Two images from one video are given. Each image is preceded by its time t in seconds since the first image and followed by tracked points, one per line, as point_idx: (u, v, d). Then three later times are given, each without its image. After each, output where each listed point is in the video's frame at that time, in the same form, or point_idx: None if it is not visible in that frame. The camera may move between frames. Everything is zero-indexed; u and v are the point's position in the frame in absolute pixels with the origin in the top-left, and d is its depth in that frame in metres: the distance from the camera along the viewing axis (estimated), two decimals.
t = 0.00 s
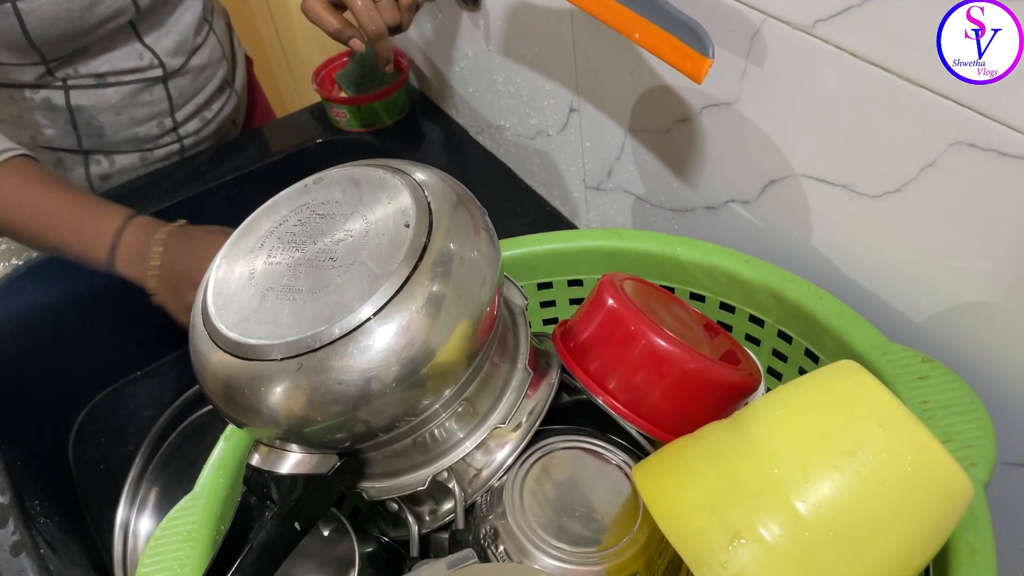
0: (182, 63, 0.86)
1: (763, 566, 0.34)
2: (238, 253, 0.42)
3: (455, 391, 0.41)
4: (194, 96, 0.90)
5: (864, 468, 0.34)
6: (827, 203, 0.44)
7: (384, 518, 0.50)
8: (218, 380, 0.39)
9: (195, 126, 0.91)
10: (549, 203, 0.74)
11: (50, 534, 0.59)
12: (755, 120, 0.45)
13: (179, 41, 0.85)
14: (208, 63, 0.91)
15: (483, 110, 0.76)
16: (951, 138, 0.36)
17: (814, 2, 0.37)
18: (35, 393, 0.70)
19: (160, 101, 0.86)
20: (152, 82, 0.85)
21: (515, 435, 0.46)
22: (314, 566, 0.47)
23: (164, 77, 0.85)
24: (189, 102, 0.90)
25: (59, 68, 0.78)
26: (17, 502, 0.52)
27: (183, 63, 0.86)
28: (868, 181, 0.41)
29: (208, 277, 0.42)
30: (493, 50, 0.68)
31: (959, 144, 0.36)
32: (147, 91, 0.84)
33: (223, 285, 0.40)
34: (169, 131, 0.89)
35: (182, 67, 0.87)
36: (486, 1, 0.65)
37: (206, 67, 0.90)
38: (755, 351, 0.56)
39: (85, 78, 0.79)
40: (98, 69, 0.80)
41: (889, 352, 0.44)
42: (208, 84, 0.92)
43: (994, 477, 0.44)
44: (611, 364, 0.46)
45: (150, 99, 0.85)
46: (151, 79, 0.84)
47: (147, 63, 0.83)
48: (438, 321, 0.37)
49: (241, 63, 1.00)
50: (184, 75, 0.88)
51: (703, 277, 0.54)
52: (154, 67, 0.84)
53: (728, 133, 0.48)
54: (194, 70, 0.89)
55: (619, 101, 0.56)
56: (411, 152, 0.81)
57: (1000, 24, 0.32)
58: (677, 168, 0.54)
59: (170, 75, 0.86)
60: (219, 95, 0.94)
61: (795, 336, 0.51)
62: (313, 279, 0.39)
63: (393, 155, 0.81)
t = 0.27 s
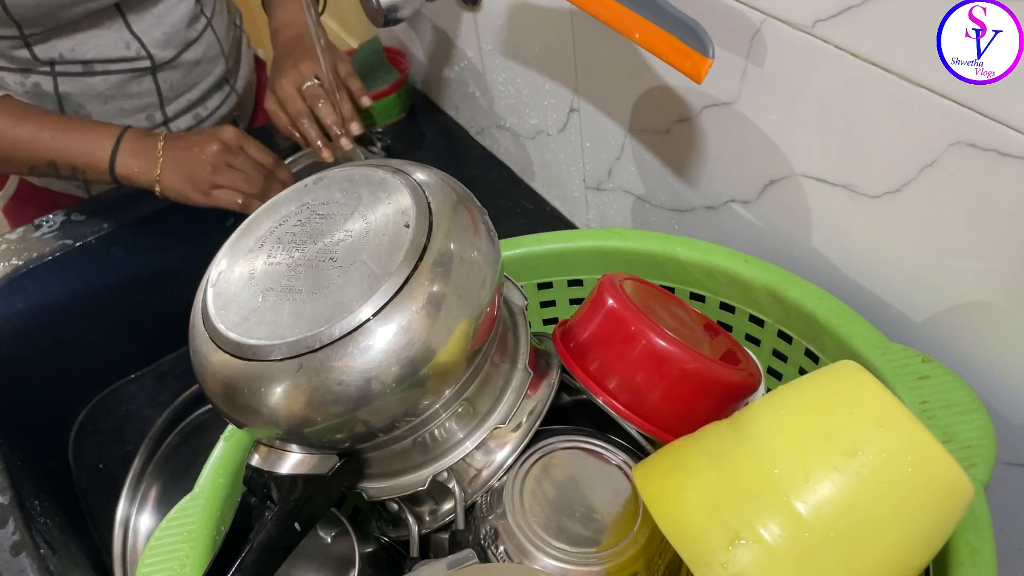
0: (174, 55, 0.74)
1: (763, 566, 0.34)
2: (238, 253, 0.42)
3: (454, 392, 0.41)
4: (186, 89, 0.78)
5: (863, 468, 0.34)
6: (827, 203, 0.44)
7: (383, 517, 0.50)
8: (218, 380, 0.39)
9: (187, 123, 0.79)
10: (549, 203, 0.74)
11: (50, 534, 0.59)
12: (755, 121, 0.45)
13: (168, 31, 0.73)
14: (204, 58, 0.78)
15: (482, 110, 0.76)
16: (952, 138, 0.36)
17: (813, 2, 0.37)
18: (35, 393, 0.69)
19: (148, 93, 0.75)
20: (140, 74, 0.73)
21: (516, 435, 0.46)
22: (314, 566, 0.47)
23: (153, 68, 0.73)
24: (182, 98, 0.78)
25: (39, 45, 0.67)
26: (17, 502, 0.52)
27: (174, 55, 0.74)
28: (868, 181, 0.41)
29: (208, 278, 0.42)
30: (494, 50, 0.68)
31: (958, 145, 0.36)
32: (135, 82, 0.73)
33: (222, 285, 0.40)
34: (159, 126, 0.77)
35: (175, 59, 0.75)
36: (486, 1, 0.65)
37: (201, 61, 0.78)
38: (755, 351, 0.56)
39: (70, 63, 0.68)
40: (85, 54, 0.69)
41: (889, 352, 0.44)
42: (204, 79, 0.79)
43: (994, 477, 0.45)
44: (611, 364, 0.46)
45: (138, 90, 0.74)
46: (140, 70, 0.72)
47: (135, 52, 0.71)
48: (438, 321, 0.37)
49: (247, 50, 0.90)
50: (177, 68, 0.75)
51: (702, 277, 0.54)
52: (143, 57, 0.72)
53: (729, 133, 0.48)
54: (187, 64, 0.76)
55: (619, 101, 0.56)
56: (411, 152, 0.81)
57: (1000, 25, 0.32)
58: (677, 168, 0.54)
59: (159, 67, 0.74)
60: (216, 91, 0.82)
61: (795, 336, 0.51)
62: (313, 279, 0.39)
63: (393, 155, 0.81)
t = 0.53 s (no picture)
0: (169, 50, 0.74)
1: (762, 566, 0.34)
2: (238, 253, 0.42)
3: (454, 392, 0.41)
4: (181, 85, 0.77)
5: (863, 468, 0.34)
6: (826, 203, 0.44)
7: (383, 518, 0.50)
8: (218, 380, 0.38)
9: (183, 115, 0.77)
10: (549, 203, 0.74)
11: (51, 534, 0.59)
12: (755, 121, 0.45)
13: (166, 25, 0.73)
14: (201, 54, 0.78)
15: (482, 110, 0.76)
16: (952, 138, 0.36)
17: (813, 2, 0.37)
18: (35, 393, 0.69)
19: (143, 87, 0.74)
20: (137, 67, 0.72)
21: (515, 435, 0.46)
22: (314, 566, 0.47)
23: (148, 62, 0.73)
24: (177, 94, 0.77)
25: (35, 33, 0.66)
26: (17, 502, 0.52)
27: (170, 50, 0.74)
28: (868, 181, 0.41)
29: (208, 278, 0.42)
30: (494, 50, 0.68)
31: (959, 145, 0.36)
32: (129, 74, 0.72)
33: (222, 285, 0.40)
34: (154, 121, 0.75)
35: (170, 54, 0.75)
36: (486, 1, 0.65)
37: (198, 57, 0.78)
38: (755, 351, 0.56)
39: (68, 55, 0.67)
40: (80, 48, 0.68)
41: (889, 352, 0.44)
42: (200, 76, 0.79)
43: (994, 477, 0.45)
44: (611, 364, 0.46)
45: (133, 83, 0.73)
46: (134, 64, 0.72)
47: (131, 46, 0.71)
48: (438, 321, 0.37)
49: (245, 50, 0.89)
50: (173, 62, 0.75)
51: (703, 277, 0.54)
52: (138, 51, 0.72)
53: (729, 133, 0.48)
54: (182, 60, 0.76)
55: (620, 101, 0.56)
56: (411, 152, 0.81)
57: (999, 24, 0.32)
58: (677, 168, 0.54)
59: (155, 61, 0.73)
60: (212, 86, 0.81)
61: (795, 336, 0.51)
62: (312, 280, 0.39)
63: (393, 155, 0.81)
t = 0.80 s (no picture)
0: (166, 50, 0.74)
1: (763, 567, 0.34)
2: (238, 253, 0.42)
3: (454, 392, 0.41)
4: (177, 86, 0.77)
5: (863, 469, 0.34)
6: (826, 202, 0.44)
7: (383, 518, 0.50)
8: (218, 380, 0.38)
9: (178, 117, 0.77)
10: (550, 203, 0.74)
11: (50, 534, 0.59)
12: (755, 121, 0.45)
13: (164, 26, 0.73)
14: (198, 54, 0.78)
15: (483, 110, 0.76)
16: (952, 138, 0.36)
17: (813, 2, 0.37)
18: (34, 393, 0.69)
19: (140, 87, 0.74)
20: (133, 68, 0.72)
21: (515, 435, 0.46)
22: (314, 567, 0.47)
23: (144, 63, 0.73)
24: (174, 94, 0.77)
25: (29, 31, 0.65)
26: (16, 502, 0.52)
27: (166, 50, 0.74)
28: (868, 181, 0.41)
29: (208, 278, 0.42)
30: (494, 50, 0.68)
31: (959, 145, 0.36)
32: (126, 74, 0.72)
33: (222, 285, 0.40)
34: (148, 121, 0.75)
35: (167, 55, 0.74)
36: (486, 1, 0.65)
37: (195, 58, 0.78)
38: (755, 351, 0.56)
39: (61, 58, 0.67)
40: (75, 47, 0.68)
41: (889, 352, 0.44)
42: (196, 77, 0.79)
43: (994, 477, 0.45)
44: (611, 364, 0.46)
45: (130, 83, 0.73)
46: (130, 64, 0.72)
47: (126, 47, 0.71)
48: (438, 322, 0.37)
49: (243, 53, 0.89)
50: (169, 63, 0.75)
51: (703, 277, 0.54)
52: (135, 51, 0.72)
53: (729, 133, 0.48)
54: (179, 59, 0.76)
55: (619, 101, 0.56)
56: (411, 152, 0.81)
57: (1004, 30, 0.31)
58: (677, 167, 0.54)
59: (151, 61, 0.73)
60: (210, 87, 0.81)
61: (795, 336, 0.51)
62: (312, 280, 0.39)
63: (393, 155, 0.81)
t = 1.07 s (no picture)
0: (167, 54, 0.73)
1: (763, 567, 0.34)
2: (238, 253, 0.42)
3: (454, 392, 0.41)
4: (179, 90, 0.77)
5: (863, 469, 0.34)
6: (826, 202, 0.44)
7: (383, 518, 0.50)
8: (218, 380, 0.38)
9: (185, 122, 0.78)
10: (550, 203, 0.74)
11: (50, 534, 0.59)
12: (755, 121, 0.45)
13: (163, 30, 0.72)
14: (197, 57, 0.77)
15: (483, 110, 0.76)
16: (952, 138, 0.36)
17: (813, 2, 0.37)
18: (34, 393, 0.69)
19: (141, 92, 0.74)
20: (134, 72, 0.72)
21: (515, 435, 0.46)
22: (314, 566, 0.47)
23: (145, 67, 0.72)
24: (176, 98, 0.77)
25: (30, 37, 0.65)
26: (16, 502, 0.52)
27: (168, 54, 0.73)
28: (868, 181, 0.41)
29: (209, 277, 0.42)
30: (494, 50, 0.68)
31: (959, 145, 0.36)
32: (128, 80, 0.72)
33: (222, 285, 0.40)
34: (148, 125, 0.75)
35: (167, 59, 0.74)
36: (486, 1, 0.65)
37: (193, 62, 0.77)
38: (755, 351, 0.56)
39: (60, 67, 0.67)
40: (76, 51, 0.68)
41: (889, 352, 0.44)
42: (196, 80, 0.79)
43: (994, 477, 0.45)
44: (611, 364, 0.46)
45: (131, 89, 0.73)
46: (133, 68, 0.72)
47: (128, 50, 0.70)
48: (438, 322, 0.37)
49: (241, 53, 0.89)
50: (170, 67, 0.75)
51: (703, 277, 0.54)
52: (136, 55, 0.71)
53: (729, 134, 0.48)
54: (180, 63, 0.75)
55: (620, 101, 0.56)
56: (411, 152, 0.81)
57: (997, 22, 0.32)
58: (677, 168, 0.54)
59: (152, 66, 0.73)
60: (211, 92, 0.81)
61: (795, 336, 0.51)
62: (311, 280, 0.39)
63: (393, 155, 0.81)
